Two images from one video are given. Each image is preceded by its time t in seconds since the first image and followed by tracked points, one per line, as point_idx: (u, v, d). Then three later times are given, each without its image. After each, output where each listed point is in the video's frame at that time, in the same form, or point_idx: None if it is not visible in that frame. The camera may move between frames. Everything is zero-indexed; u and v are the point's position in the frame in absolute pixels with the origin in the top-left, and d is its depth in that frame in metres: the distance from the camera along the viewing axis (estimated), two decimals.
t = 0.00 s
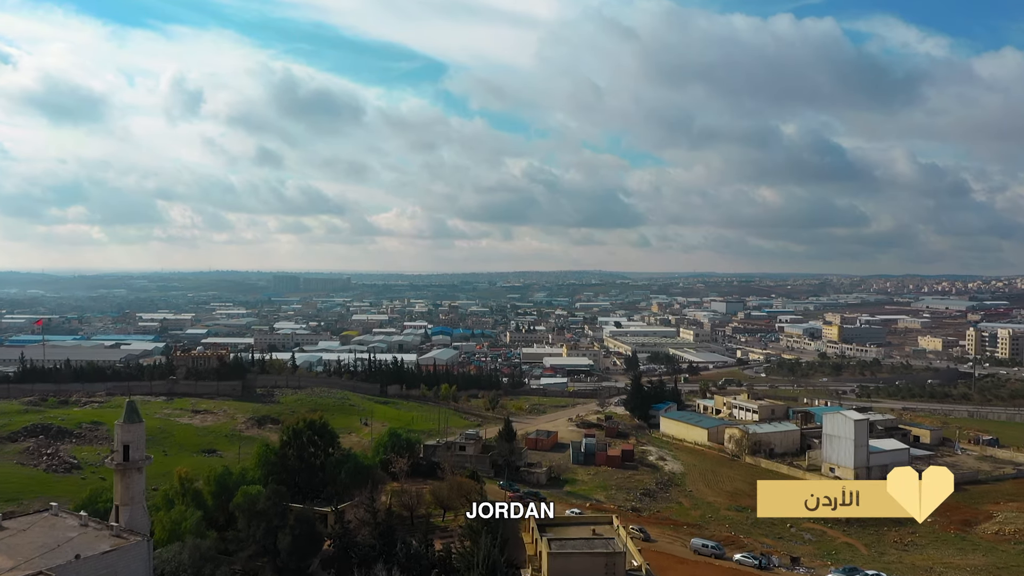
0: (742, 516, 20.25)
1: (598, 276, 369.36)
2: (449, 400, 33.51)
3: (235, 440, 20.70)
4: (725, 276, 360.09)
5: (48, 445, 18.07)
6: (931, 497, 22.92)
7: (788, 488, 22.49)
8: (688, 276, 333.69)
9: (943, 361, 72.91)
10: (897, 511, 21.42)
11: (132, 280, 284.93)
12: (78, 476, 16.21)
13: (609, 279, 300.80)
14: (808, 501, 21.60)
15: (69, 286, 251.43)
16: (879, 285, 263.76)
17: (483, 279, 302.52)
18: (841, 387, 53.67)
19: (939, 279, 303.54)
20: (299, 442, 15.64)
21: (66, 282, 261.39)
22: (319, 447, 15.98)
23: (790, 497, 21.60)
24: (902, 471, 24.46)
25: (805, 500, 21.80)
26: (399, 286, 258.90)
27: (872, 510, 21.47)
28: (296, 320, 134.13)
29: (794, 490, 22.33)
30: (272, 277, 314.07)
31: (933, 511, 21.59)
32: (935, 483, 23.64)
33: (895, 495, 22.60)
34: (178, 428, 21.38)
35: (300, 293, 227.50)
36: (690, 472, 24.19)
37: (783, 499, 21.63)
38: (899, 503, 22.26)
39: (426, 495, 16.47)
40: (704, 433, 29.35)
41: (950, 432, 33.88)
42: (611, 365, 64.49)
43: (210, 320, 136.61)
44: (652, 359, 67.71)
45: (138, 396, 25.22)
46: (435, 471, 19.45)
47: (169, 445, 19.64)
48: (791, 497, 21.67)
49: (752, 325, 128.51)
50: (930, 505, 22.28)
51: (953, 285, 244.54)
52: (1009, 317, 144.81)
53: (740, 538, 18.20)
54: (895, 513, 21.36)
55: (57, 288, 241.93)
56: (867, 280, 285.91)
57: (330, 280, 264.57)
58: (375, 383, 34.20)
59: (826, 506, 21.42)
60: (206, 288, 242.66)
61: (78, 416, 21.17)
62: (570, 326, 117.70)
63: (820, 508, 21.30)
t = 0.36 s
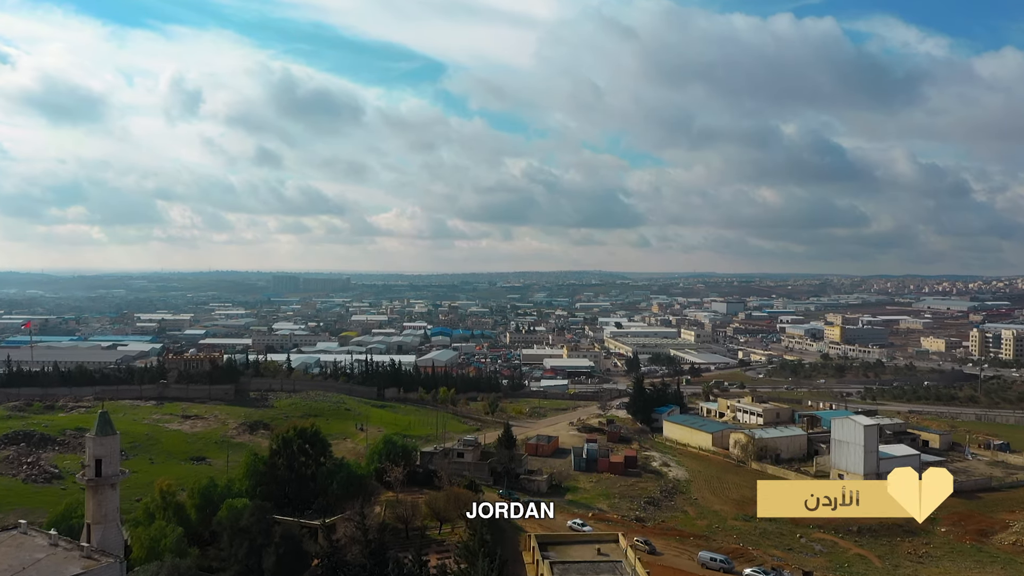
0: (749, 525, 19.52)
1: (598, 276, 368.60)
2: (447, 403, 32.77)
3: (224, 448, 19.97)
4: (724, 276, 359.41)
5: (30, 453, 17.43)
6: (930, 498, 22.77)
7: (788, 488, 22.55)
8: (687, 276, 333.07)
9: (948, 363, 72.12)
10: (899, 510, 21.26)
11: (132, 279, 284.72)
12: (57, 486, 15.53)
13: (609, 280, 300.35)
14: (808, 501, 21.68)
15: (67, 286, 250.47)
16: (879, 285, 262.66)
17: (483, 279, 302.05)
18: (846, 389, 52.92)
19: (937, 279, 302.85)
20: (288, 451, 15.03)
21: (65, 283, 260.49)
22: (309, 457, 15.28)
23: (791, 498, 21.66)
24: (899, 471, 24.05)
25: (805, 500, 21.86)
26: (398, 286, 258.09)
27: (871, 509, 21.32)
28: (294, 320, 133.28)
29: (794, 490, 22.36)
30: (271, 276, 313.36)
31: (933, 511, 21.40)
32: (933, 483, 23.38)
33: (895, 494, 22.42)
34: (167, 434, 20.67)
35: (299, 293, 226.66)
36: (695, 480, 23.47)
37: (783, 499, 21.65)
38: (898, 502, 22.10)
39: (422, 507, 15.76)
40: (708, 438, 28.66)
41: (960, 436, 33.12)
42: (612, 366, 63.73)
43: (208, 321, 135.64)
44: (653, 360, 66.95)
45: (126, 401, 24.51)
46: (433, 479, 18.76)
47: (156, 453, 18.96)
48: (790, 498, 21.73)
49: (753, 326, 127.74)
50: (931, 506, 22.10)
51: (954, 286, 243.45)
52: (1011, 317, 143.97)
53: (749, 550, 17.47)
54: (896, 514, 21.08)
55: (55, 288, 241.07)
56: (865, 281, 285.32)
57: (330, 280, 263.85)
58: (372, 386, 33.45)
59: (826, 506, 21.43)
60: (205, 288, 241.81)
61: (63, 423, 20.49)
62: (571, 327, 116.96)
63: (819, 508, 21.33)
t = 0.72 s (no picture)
0: (758, 536, 18.81)
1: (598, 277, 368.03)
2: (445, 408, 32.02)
3: (212, 456, 19.21)
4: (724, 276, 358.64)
5: (8, 462, 16.70)
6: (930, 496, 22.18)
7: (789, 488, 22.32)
8: (687, 276, 332.60)
9: (953, 364, 71.33)
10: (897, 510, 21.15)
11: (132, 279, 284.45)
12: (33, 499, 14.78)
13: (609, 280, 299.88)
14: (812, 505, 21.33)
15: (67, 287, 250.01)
16: (880, 285, 261.89)
17: (483, 279, 301.75)
18: (851, 391, 52.14)
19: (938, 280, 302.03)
20: (277, 461, 14.37)
21: (64, 283, 260.25)
22: (298, 469, 14.57)
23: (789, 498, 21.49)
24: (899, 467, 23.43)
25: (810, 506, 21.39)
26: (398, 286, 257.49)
27: (872, 510, 21.14)
28: (293, 321, 132.67)
29: (794, 490, 22.16)
30: (271, 276, 312.96)
31: (933, 511, 21.17)
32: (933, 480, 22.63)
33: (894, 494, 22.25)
34: (154, 442, 19.90)
35: (299, 294, 226.13)
36: (701, 488, 22.72)
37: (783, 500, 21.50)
38: (897, 502, 21.92)
39: (418, 521, 15.04)
40: (712, 443, 27.92)
41: (970, 441, 32.34)
42: (613, 368, 63.02)
43: (206, 322, 135.04)
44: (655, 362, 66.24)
45: (113, 406, 23.79)
46: (429, 489, 18.06)
47: (141, 462, 18.21)
48: (790, 499, 21.52)
49: (755, 327, 126.99)
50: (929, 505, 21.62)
51: (955, 287, 242.66)
52: (1014, 318, 143.12)
53: (760, 565, 16.70)
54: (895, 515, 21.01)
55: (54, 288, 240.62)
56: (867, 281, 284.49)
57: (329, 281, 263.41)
58: (369, 390, 32.69)
59: (826, 506, 21.29)
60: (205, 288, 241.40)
61: (46, 430, 19.76)
62: (571, 328, 115.43)
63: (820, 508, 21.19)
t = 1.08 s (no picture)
0: (766, 547, 18.12)
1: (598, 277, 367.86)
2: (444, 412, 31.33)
3: (200, 464, 18.51)
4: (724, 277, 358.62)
5: None
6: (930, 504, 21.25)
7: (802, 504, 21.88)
8: (687, 276, 332.44)
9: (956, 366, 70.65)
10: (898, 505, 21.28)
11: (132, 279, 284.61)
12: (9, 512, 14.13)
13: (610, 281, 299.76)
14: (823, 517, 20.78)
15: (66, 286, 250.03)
16: (880, 286, 261.57)
17: (483, 279, 301.75)
18: (856, 393, 51.47)
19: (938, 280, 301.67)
20: (264, 473, 13.68)
21: (64, 283, 260.21)
22: (285, 480, 13.84)
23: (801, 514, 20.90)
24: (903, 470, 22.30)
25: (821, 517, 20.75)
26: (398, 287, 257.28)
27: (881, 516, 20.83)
28: (292, 322, 132.31)
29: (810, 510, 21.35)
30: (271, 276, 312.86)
31: (946, 523, 20.47)
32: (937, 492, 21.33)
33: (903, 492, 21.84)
34: (140, 449, 19.19)
35: (299, 294, 225.94)
36: (707, 496, 22.03)
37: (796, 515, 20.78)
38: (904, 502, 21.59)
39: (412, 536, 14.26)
40: (717, 448, 27.23)
41: (980, 446, 31.62)
42: (613, 370, 62.42)
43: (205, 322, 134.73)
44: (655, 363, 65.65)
45: (100, 411, 23.11)
46: (425, 499, 17.35)
47: (125, 471, 17.52)
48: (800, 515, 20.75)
49: (755, 327, 126.46)
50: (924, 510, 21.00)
51: (956, 287, 242.22)
52: (1016, 318, 142.52)
53: None
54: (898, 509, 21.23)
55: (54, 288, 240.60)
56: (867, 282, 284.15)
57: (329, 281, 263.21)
58: (365, 393, 31.98)
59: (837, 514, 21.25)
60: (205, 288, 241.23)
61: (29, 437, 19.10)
62: (572, 329, 114.82)
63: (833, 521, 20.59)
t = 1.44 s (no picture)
0: (776, 560, 17.37)
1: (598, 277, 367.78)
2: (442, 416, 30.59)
3: (186, 474, 17.75)
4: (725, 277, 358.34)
5: None
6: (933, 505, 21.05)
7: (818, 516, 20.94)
8: (688, 277, 332.16)
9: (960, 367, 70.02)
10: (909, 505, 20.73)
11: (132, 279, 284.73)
12: None
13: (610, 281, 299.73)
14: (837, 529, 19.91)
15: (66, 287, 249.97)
16: (881, 286, 261.38)
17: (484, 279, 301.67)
18: (860, 396, 50.81)
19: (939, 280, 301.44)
20: (250, 485, 12.98)
21: (64, 283, 260.11)
22: (272, 494, 13.13)
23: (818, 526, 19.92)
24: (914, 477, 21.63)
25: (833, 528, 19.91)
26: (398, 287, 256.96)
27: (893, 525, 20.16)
28: (291, 322, 131.85)
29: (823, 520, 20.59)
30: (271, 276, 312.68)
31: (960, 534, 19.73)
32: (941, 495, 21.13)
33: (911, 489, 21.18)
34: (124, 458, 18.44)
35: (299, 294, 225.73)
36: (713, 505, 21.27)
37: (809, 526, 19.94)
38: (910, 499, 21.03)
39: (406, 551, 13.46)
40: (723, 455, 26.49)
41: (990, 451, 30.94)
42: (614, 372, 61.80)
43: (204, 322, 134.47)
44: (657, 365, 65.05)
45: (86, 417, 22.36)
46: (421, 511, 16.60)
47: (107, 481, 16.78)
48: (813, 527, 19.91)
49: (757, 328, 125.93)
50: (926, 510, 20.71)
51: (957, 287, 242.01)
52: (1018, 318, 142.02)
53: None
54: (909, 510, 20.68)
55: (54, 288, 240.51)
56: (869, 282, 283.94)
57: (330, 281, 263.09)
58: (361, 397, 31.21)
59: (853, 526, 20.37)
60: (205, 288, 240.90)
61: (10, 445, 18.38)
62: (573, 330, 114.25)
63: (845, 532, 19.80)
